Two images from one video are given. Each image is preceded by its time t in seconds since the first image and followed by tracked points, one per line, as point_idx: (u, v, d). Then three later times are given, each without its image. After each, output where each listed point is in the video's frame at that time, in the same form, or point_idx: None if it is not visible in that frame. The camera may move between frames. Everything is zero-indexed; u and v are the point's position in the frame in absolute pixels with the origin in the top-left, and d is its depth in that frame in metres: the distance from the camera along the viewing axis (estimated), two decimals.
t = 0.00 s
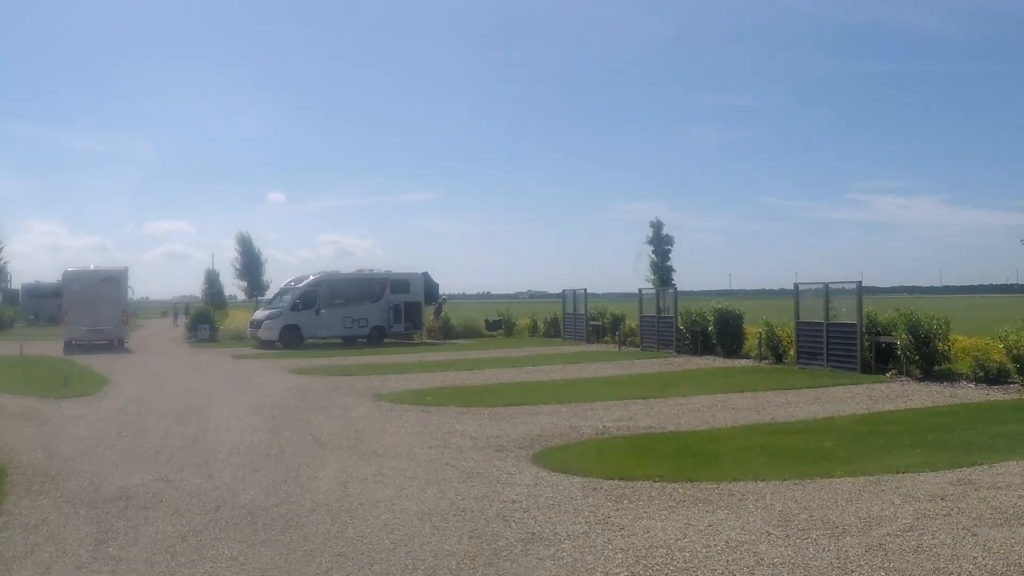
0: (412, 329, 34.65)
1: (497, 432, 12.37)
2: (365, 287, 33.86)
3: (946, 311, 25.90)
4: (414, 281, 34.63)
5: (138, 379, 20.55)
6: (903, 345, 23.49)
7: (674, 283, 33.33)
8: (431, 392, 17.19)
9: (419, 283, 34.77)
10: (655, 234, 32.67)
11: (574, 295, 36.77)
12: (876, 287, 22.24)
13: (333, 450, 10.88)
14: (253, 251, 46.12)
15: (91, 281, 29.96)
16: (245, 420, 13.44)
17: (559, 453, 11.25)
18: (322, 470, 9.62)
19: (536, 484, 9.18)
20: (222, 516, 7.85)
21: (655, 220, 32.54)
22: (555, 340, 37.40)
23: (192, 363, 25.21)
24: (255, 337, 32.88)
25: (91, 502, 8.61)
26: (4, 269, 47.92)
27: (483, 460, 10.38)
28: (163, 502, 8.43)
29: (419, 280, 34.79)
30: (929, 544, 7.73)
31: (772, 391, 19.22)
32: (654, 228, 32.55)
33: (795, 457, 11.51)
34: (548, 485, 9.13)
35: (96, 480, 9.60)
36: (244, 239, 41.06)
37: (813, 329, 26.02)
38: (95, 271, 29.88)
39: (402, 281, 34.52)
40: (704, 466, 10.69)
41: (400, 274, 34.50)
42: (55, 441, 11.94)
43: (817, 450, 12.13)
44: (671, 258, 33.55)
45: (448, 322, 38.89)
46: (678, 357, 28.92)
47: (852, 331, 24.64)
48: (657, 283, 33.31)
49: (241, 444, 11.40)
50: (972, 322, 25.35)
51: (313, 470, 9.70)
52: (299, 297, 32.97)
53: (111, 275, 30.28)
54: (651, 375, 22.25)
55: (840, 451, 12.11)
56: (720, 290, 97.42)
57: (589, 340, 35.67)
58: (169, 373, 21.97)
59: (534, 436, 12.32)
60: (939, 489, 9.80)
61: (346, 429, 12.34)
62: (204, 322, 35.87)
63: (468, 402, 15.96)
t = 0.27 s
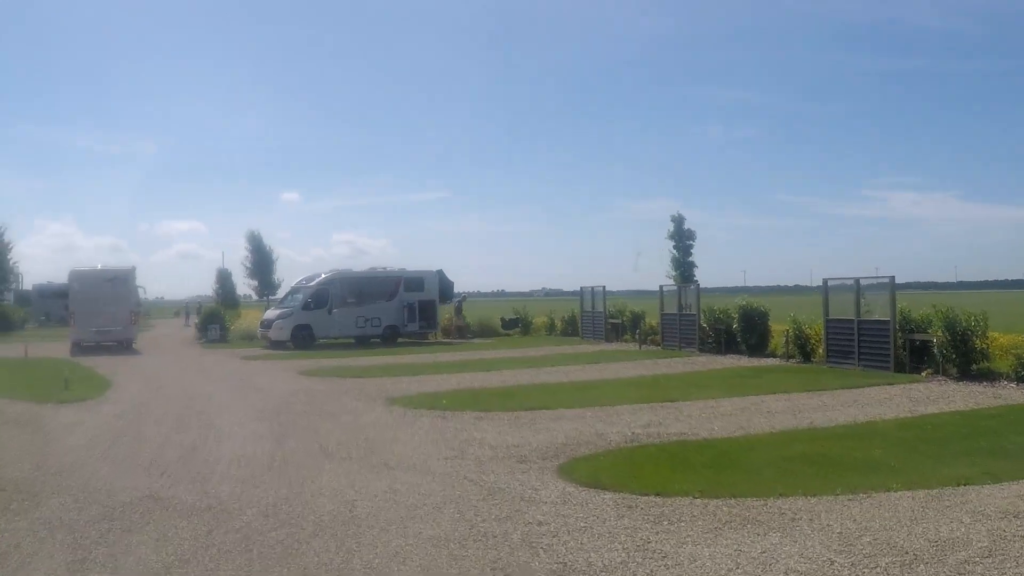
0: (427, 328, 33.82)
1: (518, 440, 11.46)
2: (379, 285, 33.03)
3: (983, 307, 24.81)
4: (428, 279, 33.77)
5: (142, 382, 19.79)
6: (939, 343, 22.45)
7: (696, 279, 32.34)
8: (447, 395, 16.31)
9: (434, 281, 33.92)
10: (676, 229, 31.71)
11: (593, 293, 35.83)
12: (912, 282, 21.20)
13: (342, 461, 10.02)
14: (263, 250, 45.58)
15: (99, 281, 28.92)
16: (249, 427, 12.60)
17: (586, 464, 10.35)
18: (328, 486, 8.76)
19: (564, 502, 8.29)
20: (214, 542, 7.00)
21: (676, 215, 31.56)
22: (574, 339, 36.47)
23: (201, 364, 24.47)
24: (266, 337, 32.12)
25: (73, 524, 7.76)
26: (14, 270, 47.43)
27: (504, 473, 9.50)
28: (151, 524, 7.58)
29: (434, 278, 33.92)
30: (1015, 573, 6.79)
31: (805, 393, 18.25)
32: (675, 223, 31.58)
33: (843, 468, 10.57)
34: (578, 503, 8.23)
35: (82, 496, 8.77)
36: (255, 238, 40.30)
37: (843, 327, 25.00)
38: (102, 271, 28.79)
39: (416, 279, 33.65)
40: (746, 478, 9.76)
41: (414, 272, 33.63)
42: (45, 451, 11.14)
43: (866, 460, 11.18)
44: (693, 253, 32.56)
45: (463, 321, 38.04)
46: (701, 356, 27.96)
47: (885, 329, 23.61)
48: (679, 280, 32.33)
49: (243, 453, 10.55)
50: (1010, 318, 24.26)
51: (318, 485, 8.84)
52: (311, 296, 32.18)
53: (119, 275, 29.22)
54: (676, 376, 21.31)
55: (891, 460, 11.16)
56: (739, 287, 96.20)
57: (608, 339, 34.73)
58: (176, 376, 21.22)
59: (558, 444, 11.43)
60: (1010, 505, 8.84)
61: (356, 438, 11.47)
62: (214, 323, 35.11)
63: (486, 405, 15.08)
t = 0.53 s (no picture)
0: (438, 330, 33.12)
1: (535, 451, 10.73)
2: (388, 286, 32.32)
3: (1015, 310, 23.91)
4: (439, 279, 33.04)
5: (144, 385, 19.15)
6: (970, 347, 21.60)
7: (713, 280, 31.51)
8: (459, 401, 15.58)
9: (445, 282, 33.19)
10: (693, 228, 30.90)
11: (607, 295, 35.05)
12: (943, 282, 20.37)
13: (346, 475, 9.30)
14: (270, 249, 45.11)
15: (103, 284, 28.13)
16: (250, 436, 11.91)
17: (609, 479, 9.60)
18: (331, 504, 8.04)
19: (590, 524, 7.54)
20: (200, 572, 6.29)
21: (694, 214, 30.77)
22: (587, 341, 35.71)
23: (206, 367, 23.85)
24: (274, 339, 31.46)
25: (49, 547, 7.07)
26: (21, 271, 46.99)
27: (521, 489, 8.76)
28: (134, 549, 6.88)
29: (445, 279, 33.20)
30: None
31: (833, 399, 17.44)
32: (693, 223, 30.78)
33: (887, 485, 9.78)
34: (604, 526, 7.48)
35: (64, 515, 8.08)
36: (261, 238, 39.67)
37: (868, 330, 24.16)
38: (107, 272, 28.07)
39: (427, 280, 32.93)
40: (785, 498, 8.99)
41: (425, 273, 32.92)
42: (32, 462, 10.48)
43: (910, 474, 10.40)
44: (710, 254, 31.75)
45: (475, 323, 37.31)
46: (720, 359, 27.17)
47: (912, 332, 22.76)
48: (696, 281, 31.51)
49: (241, 466, 9.85)
50: None
51: (321, 503, 8.12)
52: (319, 297, 31.51)
53: (124, 275, 28.43)
54: (697, 381, 20.51)
55: (937, 474, 10.36)
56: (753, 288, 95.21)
57: (623, 341, 33.93)
58: (180, 379, 20.57)
59: (578, 455, 10.69)
60: None
61: (362, 449, 10.76)
62: (221, 324, 34.49)
63: (500, 412, 14.34)
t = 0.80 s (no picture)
0: (452, 331, 32.31)
1: (560, 464, 9.90)
2: (402, 286, 31.54)
3: None
4: (454, 279, 32.24)
5: (147, 388, 18.39)
6: (1010, 353, 20.59)
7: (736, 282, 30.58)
8: (475, 407, 14.74)
9: (460, 282, 32.39)
10: (716, 228, 30.00)
11: (626, 296, 34.18)
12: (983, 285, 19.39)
13: (354, 492, 8.48)
14: (281, 247, 44.52)
15: (111, 282, 27.40)
16: (253, 446, 11.10)
17: (642, 496, 8.76)
18: (335, 528, 7.20)
19: (626, 554, 6.70)
20: None
21: (716, 214, 29.88)
22: (605, 343, 34.83)
23: (213, 368, 23.12)
24: (284, 340, 30.73)
25: None
26: (31, 268, 46.50)
27: (547, 510, 7.92)
28: None
29: (460, 279, 32.40)
30: None
31: (870, 407, 16.51)
32: (715, 222, 29.88)
33: (949, 507, 8.89)
34: (642, 556, 6.63)
35: (40, 537, 7.28)
36: (271, 238, 38.99)
37: (900, 334, 23.19)
38: (114, 271, 27.40)
39: (441, 280, 32.14)
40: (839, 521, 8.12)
41: (439, 273, 32.13)
42: (16, 474, 9.70)
43: (970, 494, 9.50)
44: (733, 254, 30.82)
45: (490, 324, 36.50)
46: (744, 363, 26.25)
47: (948, 336, 21.77)
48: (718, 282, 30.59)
49: (240, 480, 9.04)
50: None
51: (324, 526, 7.29)
52: (331, 297, 30.76)
53: (131, 273, 27.74)
54: (724, 386, 19.61)
55: (1001, 494, 9.46)
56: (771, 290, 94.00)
57: (643, 344, 33.04)
58: (185, 381, 19.82)
59: (606, 469, 9.84)
60: None
61: (371, 461, 9.93)
62: (230, 324, 33.79)
63: (519, 420, 13.50)
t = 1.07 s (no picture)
0: (463, 329, 31.62)
1: (581, 474, 9.18)
2: (412, 283, 30.87)
3: None
4: (466, 276, 31.56)
5: (149, 389, 17.75)
6: None
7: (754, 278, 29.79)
8: (489, 409, 14.01)
9: (471, 279, 31.70)
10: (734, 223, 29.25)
11: (642, 293, 33.40)
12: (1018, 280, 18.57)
13: (360, 505, 7.79)
14: (289, 244, 43.94)
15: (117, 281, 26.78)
16: (253, 450, 10.41)
17: (673, 509, 8.05)
18: (338, 548, 6.51)
19: None
20: None
21: (734, 209, 29.11)
22: (620, 341, 34.08)
23: (218, 367, 22.48)
24: (292, 339, 30.08)
25: None
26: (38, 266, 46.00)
27: (571, 527, 7.21)
28: None
29: (472, 276, 31.71)
30: None
31: (904, 408, 15.71)
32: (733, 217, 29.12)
33: (1009, 521, 8.14)
34: None
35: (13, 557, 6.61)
36: (280, 235, 38.36)
37: (928, 332, 22.38)
38: (118, 269, 26.74)
39: (452, 277, 31.46)
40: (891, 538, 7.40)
41: (451, 270, 31.45)
42: None
43: None
44: (751, 250, 30.04)
45: (502, 322, 35.80)
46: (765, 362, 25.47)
47: (979, 334, 20.95)
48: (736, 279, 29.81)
49: (238, 490, 8.36)
50: None
51: (326, 546, 6.59)
52: (340, 295, 30.11)
53: (136, 271, 27.08)
54: (747, 386, 18.82)
55: None
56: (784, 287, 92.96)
57: (658, 342, 32.25)
58: (188, 382, 19.17)
59: (631, 478, 9.13)
60: None
61: (376, 469, 9.24)
62: (238, 322, 33.19)
63: (536, 423, 12.79)
